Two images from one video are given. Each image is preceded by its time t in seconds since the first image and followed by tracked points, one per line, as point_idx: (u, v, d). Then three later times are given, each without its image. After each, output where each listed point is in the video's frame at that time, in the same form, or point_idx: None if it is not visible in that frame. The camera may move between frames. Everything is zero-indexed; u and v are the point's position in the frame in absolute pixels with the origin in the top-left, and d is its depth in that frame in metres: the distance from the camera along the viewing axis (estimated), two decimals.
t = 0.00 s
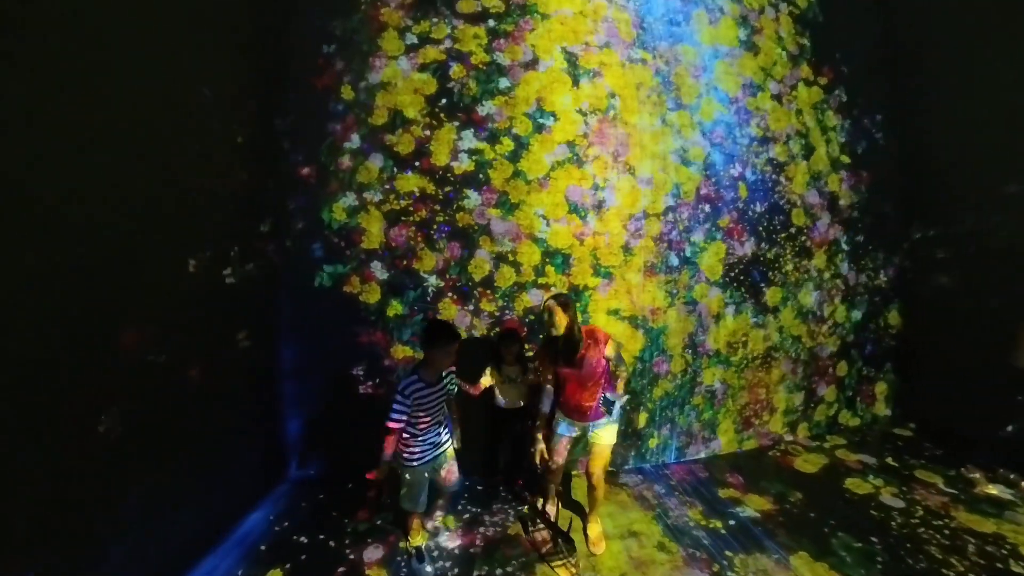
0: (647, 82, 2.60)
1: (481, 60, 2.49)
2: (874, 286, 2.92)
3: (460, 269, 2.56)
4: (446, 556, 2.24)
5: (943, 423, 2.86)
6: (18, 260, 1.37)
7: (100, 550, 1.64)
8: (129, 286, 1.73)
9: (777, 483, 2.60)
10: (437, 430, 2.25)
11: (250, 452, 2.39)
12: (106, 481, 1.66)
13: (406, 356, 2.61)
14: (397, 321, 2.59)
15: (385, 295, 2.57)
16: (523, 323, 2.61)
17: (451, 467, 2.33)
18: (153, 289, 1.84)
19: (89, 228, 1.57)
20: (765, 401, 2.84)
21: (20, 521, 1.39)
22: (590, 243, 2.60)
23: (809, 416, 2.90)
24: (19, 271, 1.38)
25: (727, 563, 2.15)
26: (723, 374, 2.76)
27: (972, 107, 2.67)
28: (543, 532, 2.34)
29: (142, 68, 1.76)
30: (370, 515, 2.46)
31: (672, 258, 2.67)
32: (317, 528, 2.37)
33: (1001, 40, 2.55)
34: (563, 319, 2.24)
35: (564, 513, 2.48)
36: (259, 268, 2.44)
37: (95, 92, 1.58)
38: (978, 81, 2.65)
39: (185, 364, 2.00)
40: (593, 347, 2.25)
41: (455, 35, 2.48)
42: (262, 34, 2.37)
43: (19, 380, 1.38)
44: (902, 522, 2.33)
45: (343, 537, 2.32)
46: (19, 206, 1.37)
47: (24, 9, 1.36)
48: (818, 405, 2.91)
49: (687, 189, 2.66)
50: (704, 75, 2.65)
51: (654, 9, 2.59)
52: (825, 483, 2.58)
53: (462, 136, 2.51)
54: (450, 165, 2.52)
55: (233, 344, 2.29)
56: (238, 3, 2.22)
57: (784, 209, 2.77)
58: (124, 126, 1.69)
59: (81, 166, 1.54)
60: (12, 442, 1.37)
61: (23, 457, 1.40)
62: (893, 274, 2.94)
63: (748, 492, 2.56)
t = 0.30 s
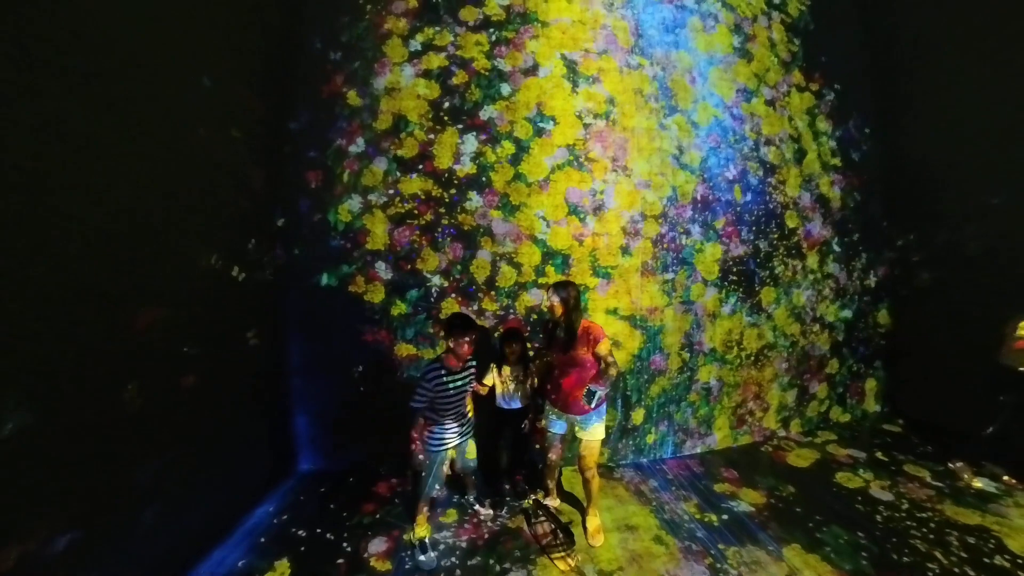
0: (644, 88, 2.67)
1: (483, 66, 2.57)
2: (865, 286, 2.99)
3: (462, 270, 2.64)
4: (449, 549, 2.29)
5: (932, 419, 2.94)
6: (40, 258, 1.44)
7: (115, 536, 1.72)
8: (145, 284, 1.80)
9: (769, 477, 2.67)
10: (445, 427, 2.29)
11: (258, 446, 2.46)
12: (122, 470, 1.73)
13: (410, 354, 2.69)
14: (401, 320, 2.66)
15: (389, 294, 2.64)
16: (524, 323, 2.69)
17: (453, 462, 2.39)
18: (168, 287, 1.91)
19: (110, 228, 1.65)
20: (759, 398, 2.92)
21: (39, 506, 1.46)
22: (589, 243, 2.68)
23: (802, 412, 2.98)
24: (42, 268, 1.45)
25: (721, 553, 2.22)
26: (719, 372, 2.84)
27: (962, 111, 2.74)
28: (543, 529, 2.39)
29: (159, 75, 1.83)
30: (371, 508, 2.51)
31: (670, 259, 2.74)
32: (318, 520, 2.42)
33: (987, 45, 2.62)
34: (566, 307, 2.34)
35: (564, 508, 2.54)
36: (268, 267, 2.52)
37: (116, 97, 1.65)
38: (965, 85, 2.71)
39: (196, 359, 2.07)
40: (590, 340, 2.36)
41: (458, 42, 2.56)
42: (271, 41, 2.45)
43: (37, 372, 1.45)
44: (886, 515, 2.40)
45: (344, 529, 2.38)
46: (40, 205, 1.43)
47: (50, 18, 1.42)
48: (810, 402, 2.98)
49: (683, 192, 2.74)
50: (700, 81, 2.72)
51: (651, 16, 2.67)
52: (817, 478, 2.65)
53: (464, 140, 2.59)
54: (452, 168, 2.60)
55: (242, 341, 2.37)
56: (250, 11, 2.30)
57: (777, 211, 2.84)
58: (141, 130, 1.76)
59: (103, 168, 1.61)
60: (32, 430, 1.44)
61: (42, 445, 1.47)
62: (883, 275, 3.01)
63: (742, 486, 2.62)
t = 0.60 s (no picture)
0: (642, 93, 2.75)
1: (484, 73, 2.64)
2: (856, 287, 3.07)
3: (464, 270, 2.70)
4: (451, 542, 2.35)
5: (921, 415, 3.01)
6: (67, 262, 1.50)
7: (135, 529, 1.78)
8: (161, 286, 1.86)
9: (763, 472, 2.74)
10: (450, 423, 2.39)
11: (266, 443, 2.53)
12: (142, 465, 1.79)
13: (414, 353, 2.75)
14: (404, 320, 2.73)
15: (393, 294, 2.71)
16: (524, 322, 2.76)
17: (456, 457, 2.45)
18: (183, 289, 1.97)
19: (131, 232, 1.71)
20: (753, 395, 2.99)
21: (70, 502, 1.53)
22: (588, 244, 2.74)
23: (794, 409, 3.06)
24: (69, 271, 1.51)
25: (715, 546, 2.27)
26: (715, 370, 2.91)
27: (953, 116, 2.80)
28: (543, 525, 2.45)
29: (173, 84, 1.89)
30: (371, 503, 2.57)
31: (667, 259, 2.81)
32: (320, 516, 2.48)
33: (976, 51, 2.69)
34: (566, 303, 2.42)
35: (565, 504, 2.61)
36: (275, 268, 2.58)
37: (134, 106, 1.71)
38: (955, 90, 2.78)
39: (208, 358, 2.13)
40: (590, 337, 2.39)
41: (460, 49, 2.63)
42: (278, 48, 2.51)
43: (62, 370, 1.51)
44: (872, 510, 2.46)
45: (346, 523, 2.44)
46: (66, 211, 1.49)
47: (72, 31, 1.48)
48: (803, 399, 3.06)
49: (681, 194, 2.80)
50: (696, 87, 2.79)
51: (647, 24, 2.74)
52: (810, 473, 2.72)
53: (466, 144, 2.66)
54: (454, 171, 2.67)
55: (251, 341, 2.43)
56: (258, 19, 2.36)
57: (770, 213, 2.91)
58: (156, 136, 1.82)
59: (123, 174, 1.68)
60: (61, 426, 1.50)
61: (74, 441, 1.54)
62: (874, 275, 3.09)
63: (737, 481, 2.68)
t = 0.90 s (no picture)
0: (640, 98, 2.82)
1: (486, 78, 2.71)
2: (848, 287, 3.14)
3: (465, 271, 2.77)
4: (453, 536, 2.41)
5: (911, 413, 3.09)
6: (85, 265, 1.55)
7: (145, 525, 1.83)
8: (170, 288, 1.91)
9: (758, 467, 2.80)
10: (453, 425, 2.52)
11: (271, 441, 2.58)
12: (153, 463, 1.84)
13: (415, 351, 2.82)
14: (408, 319, 2.79)
15: (397, 295, 2.78)
16: (525, 322, 2.82)
17: (457, 455, 2.52)
18: (191, 290, 2.03)
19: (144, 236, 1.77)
20: (748, 393, 3.06)
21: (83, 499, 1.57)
22: (587, 245, 2.81)
23: (788, 406, 3.13)
24: (88, 274, 1.56)
25: (710, 539, 2.32)
26: (712, 368, 2.98)
27: (943, 120, 2.87)
28: (543, 521, 2.50)
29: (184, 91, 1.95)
30: (371, 499, 2.62)
31: (665, 260, 2.87)
32: (320, 511, 2.53)
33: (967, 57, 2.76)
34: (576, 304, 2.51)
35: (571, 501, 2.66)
36: (281, 269, 2.64)
37: (147, 114, 1.76)
38: (945, 95, 2.85)
39: (215, 356, 2.19)
40: (605, 338, 2.50)
41: (462, 55, 2.70)
42: (286, 55, 2.58)
43: (83, 370, 1.56)
44: (859, 505, 2.51)
45: (348, 518, 2.49)
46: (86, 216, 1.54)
47: (93, 42, 1.53)
48: (796, 396, 3.13)
49: (678, 197, 2.87)
50: (692, 92, 2.87)
51: (645, 31, 2.81)
52: (803, 468, 2.78)
53: (468, 147, 2.73)
54: (456, 174, 2.73)
55: (257, 340, 2.49)
56: (266, 26, 2.43)
57: (765, 214, 2.98)
58: (167, 141, 1.87)
59: (136, 180, 1.73)
60: (78, 424, 1.55)
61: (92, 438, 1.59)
62: (865, 276, 3.16)
63: (733, 476, 2.75)
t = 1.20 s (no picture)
0: (636, 101, 2.88)
1: (485, 82, 2.77)
2: (840, 287, 3.21)
3: (465, 271, 2.82)
4: (455, 530, 2.47)
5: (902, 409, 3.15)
6: (88, 268, 1.60)
7: (146, 522, 1.87)
8: (173, 289, 1.96)
9: (753, 463, 2.85)
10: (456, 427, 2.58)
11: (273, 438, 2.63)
12: (153, 461, 1.89)
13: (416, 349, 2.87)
14: (409, 318, 2.85)
15: (398, 294, 2.83)
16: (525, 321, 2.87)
17: (457, 452, 2.58)
18: (193, 291, 2.08)
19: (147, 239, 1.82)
20: (743, 390, 3.12)
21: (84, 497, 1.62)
22: (585, 245, 2.86)
23: (782, 403, 3.19)
24: (90, 276, 1.61)
25: (705, 534, 2.36)
26: (708, 366, 3.03)
27: (930, 124, 2.94)
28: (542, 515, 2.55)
29: (188, 98, 2.00)
30: (372, 496, 2.67)
31: (662, 259, 2.92)
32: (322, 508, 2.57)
33: (952, 63, 2.83)
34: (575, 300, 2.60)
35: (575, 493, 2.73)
36: (284, 269, 2.70)
37: (151, 120, 1.81)
38: (932, 101, 2.92)
39: (216, 355, 2.23)
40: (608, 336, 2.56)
41: (463, 60, 2.76)
42: (289, 60, 2.64)
43: (83, 370, 1.60)
44: (848, 500, 2.55)
45: (350, 514, 2.54)
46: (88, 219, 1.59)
47: (98, 51, 1.58)
48: (789, 393, 3.20)
49: (675, 197, 2.92)
50: (688, 96, 2.93)
51: (642, 35, 2.87)
52: (797, 464, 2.83)
53: (468, 149, 2.79)
54: (457, 175, 2.79)
55: (259, 340, 2.55)
56: (269, 33, 2.49)
57: (760, 215, 3.04)
58: (169, 145, 1.92)
59: (139, 183, 1.78)
60: (78, 423, 1.59)
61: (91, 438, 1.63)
62: (855, 275, 3.24)
63: (728, 472, 2.79)
